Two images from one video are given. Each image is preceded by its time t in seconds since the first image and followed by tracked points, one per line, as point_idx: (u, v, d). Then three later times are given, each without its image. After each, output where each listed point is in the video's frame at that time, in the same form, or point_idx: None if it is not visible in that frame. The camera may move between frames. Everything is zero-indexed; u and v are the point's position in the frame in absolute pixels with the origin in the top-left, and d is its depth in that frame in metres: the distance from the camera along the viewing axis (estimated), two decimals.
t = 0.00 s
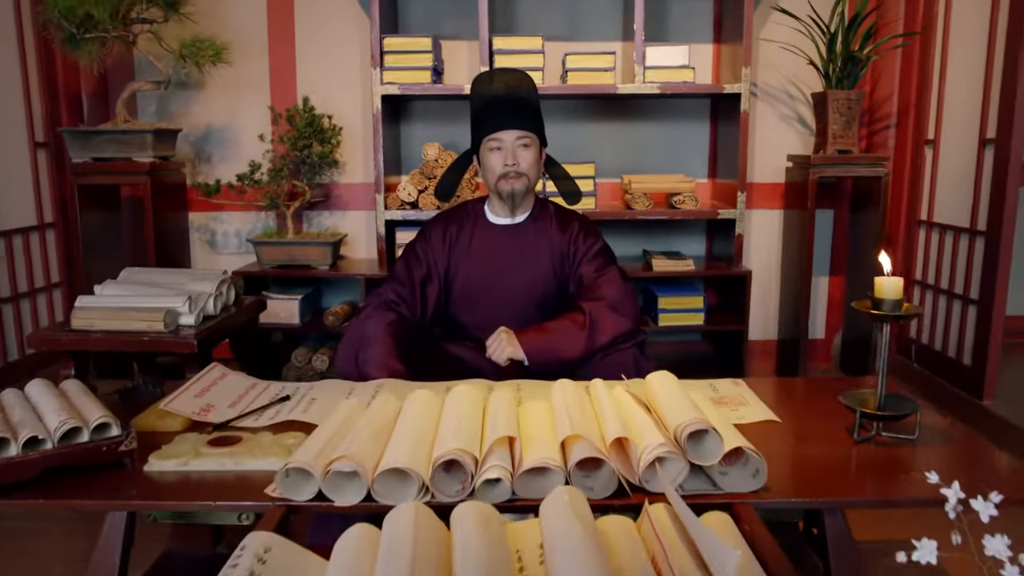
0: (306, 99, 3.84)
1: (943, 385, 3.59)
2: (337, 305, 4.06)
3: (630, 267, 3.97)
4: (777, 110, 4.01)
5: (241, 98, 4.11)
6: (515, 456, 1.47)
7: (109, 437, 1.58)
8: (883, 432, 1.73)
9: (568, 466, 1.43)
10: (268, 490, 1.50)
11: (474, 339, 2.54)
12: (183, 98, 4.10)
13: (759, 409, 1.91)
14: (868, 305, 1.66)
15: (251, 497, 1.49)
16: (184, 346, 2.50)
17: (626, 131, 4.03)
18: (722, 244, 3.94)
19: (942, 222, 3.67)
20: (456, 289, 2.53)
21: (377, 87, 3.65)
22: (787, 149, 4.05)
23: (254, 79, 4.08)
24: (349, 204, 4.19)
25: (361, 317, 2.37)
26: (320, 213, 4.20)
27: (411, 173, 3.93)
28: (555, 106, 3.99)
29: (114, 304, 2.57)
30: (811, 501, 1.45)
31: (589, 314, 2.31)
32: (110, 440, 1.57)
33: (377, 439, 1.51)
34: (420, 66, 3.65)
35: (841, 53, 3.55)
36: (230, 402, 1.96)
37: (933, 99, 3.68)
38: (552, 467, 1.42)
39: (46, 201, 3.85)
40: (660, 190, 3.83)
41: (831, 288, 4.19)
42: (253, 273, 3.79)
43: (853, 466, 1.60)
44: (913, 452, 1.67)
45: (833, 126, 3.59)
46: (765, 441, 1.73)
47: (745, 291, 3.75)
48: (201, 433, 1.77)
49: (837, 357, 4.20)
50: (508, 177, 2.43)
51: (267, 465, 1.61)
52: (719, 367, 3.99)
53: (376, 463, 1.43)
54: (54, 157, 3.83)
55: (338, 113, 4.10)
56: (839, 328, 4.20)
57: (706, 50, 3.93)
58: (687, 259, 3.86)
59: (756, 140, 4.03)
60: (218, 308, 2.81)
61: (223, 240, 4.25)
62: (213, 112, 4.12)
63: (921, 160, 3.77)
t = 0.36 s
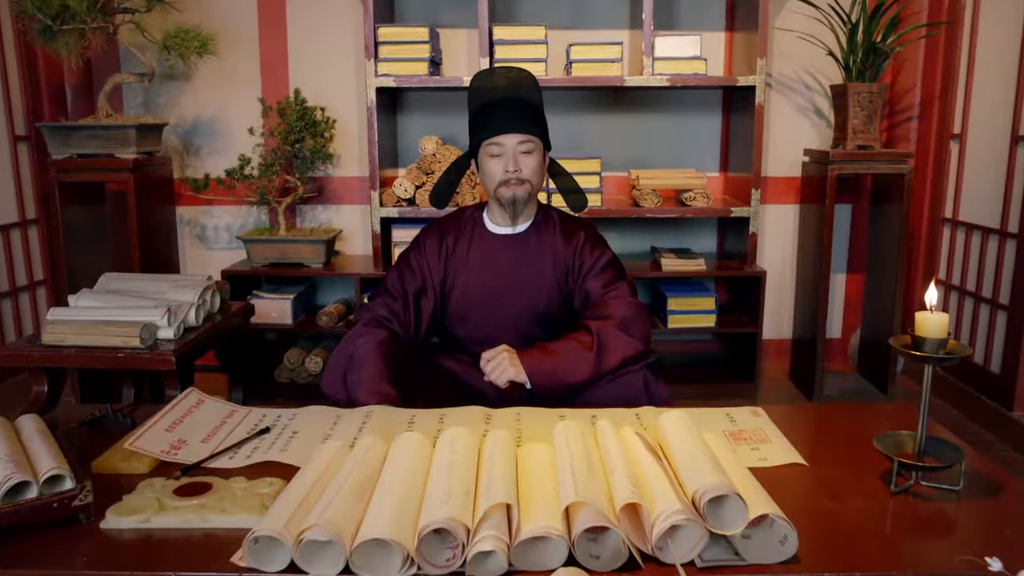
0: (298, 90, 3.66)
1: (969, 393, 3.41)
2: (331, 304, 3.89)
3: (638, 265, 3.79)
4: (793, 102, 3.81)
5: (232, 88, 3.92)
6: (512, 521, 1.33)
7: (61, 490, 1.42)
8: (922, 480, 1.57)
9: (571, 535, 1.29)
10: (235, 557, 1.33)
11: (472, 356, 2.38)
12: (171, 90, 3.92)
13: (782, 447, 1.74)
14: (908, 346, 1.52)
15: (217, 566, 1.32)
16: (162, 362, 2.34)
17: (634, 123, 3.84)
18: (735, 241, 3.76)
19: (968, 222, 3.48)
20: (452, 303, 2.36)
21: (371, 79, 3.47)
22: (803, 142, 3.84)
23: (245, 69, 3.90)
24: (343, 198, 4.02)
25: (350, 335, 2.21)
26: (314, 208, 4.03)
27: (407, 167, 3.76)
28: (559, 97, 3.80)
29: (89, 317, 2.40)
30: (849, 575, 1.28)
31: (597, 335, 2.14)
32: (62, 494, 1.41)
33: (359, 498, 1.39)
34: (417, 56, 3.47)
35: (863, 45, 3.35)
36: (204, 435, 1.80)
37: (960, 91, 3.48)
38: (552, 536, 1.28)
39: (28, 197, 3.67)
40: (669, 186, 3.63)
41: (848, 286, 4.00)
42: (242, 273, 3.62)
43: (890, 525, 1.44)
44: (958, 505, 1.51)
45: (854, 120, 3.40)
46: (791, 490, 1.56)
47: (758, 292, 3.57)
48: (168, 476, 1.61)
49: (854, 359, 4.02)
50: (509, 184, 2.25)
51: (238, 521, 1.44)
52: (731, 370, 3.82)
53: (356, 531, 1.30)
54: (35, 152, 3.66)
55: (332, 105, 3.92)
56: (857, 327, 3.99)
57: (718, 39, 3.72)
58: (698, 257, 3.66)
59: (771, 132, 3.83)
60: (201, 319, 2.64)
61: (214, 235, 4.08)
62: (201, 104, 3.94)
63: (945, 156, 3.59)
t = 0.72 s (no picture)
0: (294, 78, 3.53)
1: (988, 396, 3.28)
2: (329, 300, 3.79)
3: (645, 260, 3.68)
4: (805, 90, 3.67)
5: (227, 75, 3.80)
6: (507, 555, 1.24)
7: (23, 516, 1.33)
8: (949, 505, 1.46)
9: (571, 571, 1.20)
10: None
11: (470, 361, 2.27)
12: (165, 78, 3.81)
13: (798, 465, 1.63)
14: (936, 362, 1.39)
15: None
16: (147, 368, 2.24)
17: (641, 112, 3.71)
18: (745, 235, 3.64)
19: (987, 216, 3.34)
20: (450, 304, 2.25)
21: (369, 66, 3.35)
22: (816, 132, 3.71)
23: (240, 56, 3.78)
24: (341, 190, 3.90)
25: (343, 339, 2.10)
26: (311, 200, 3.91)
27: (407, 158, 3.63)
28: (563, 86, 3.67)
29: (71, 319, 2.30)
30: None
31: (601, 341, 2.03)
32: (25, 520, 1.32)
33: (341, 528, 1.30)
34: (416, 43, 3.34)
35: (879, 30, 3.21)
36: (184, 450, 1.71)
37: (980, 80, 3.34)
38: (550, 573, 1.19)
39: (17, 189, 3.57)
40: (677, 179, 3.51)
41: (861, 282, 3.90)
42: (238, 268, 3.52)
43: (915, 555, 1.33)
44: (989, 534, 1.39)
45: (870, 110, 3.27)
46: (809, 514, 1.46)
47: (770, 288, 3.46)
48: (143, 497, 1.51)
49: (867, 357, 3.91)
50: (507, 180, 2.14)
51: (213, 549, 1.35)
52: (740, 370, 3.71)
53: (337, 565, 1.22)
54: (25, 142, 3.55)
55: (329, 94, 3.80)
56: (870, 325, 3.92)
57: (729, 25, 3.59)
58: (706, 253, 3.53)
59: (783, 121, 3.70)
60: (189, 320, 2.54)
61: (210, 228, 3.98)
62: (195, 92, 3.83)
63: (964, 147, 3.44)
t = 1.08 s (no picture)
0: (291, 72, 3.47)
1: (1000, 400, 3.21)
2: (327, 299, 3.73)
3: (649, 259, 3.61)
4: (813, 85, 3.59)
5: (224, 69, 3.74)
6: None
7: None
8: (964, 520, 1.39)
9: None
10: None
11: (467, 364, 2.20)
12: (160, 72, 3.75)
13: (805, 475, 1.56)
14: (951, 372, 1.31)
15: None
16: (134, 370, 2.19)
17: (645, 107, 3.64)
18: (750, 234, 3.57)
19: (999, 214, 3.25)
20: (446, 305, 2.18)
21: (367, 60, 3.29)
22: (824, 128, 3.63)
23: (237, 50, 3.72)
24: (340, 187, 3.84)
25: (335, 341, 2.03)
26: (309, 197, 3.85)
27: (405, 154, 3.56)
28: (565, 80, 3.60)
29: (57, 320, 2.24)
30: None
31: (602, 344, 1.96)
32: None
33: (323, 544, 1.23)
34: (415, 36, 3.28)
35: (888, 23, 3.13)
36: (167, 458, 1.65)
37: (992, 74, 3.26)
38: None
39: (10, 185, 3.52)
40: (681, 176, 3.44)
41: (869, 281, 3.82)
42: (233, 266, 3.46)
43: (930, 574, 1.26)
44: (1007, 551, 1.32)
45: (878, 106, 3.19)
46: (817, 528, 1.39)
47: (776, 287, 3.39)
48: (120, 509, 1.45)
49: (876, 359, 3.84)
50: (497, 180, 2.07)
51: (191, 565, 1.28)
52: (746, 371, 3.64)
53: None
54: (17, 137, 3.50)
55: (327, 89, 3.74)
56: (879, 326, 3.85)
57: (735, 18, 3.51)
58: (711, 251, 3.46)
59: (789, 117, 3.62)
60: (180, 321, 2.48)
61: (206, 225, 3.92)
62: (192, 87, 3.77)
63: (975, 144, 3.36)
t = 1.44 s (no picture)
0: (287, 72, 3.40)
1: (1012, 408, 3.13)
2: (324, 304, 3.67)
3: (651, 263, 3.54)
4: (819, 86, 3.52)
5: (220, 70, 3.69)
6: None
7: None
8: (982, 542, 1.32)
9: None
10: None
11: (463, 373, 2.13)
12: (155, 73, 3.70)
13: (812, 492, 1.49)
14: (966, 387, 1.23)
15: None
16: (120, 379, 2.13)
17: (647, 109, 3.57)
18: (755, 238, 3.49)
19: (1009, 218, 3.17)
20: (441, 312, 2.11)
21: (364, 60, 3.23)
22: (830, 129, 3.56)
23: (232, 50, 3.66)
24: (337, 190, 3.78)
25: (326, 349, 1.97)
26: (307, 199, 3.79)
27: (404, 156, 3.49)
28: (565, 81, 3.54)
29: (42, 326, 2.18)
30: None
31: (601, 354, 1.89)
32: None
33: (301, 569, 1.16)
34: (412, 36, 3.22)
35: (896, 23, 3.06)
36: (147, 473, 1.59)
37: (1003, 75, 3.18)
38: None
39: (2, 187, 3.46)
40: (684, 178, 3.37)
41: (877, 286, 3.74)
42: (228, 270, 3.40)
43: None
44: None
45: (886, 107, 3.11)
46: (826, 550, 1.32)
47: (781, 292, 3.31)
48: (94, 527, 1.39)
49: (883, 364, 3.76)
50: (494, 185, 2.01)
51: None
52: (751, 377, 3.57)
53: None
54: (9, 138, 3.44)
55: (324, 90, 3.68)
56: (886, 332, 3.77)
57: (739, 17, 3.44)
58: (716, 256, 3.39)
59: (795, 118, 3.55)
60: (169, 327, 2.42)
61: (201, 228, 3.87)
62: (187, 87, 3.71)
63: (986, 146, 3.28)
